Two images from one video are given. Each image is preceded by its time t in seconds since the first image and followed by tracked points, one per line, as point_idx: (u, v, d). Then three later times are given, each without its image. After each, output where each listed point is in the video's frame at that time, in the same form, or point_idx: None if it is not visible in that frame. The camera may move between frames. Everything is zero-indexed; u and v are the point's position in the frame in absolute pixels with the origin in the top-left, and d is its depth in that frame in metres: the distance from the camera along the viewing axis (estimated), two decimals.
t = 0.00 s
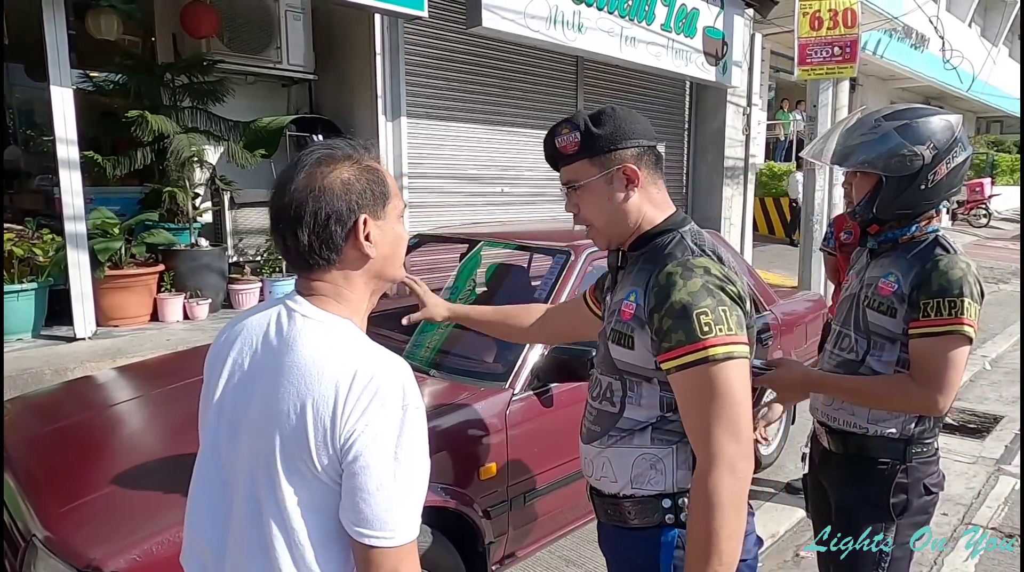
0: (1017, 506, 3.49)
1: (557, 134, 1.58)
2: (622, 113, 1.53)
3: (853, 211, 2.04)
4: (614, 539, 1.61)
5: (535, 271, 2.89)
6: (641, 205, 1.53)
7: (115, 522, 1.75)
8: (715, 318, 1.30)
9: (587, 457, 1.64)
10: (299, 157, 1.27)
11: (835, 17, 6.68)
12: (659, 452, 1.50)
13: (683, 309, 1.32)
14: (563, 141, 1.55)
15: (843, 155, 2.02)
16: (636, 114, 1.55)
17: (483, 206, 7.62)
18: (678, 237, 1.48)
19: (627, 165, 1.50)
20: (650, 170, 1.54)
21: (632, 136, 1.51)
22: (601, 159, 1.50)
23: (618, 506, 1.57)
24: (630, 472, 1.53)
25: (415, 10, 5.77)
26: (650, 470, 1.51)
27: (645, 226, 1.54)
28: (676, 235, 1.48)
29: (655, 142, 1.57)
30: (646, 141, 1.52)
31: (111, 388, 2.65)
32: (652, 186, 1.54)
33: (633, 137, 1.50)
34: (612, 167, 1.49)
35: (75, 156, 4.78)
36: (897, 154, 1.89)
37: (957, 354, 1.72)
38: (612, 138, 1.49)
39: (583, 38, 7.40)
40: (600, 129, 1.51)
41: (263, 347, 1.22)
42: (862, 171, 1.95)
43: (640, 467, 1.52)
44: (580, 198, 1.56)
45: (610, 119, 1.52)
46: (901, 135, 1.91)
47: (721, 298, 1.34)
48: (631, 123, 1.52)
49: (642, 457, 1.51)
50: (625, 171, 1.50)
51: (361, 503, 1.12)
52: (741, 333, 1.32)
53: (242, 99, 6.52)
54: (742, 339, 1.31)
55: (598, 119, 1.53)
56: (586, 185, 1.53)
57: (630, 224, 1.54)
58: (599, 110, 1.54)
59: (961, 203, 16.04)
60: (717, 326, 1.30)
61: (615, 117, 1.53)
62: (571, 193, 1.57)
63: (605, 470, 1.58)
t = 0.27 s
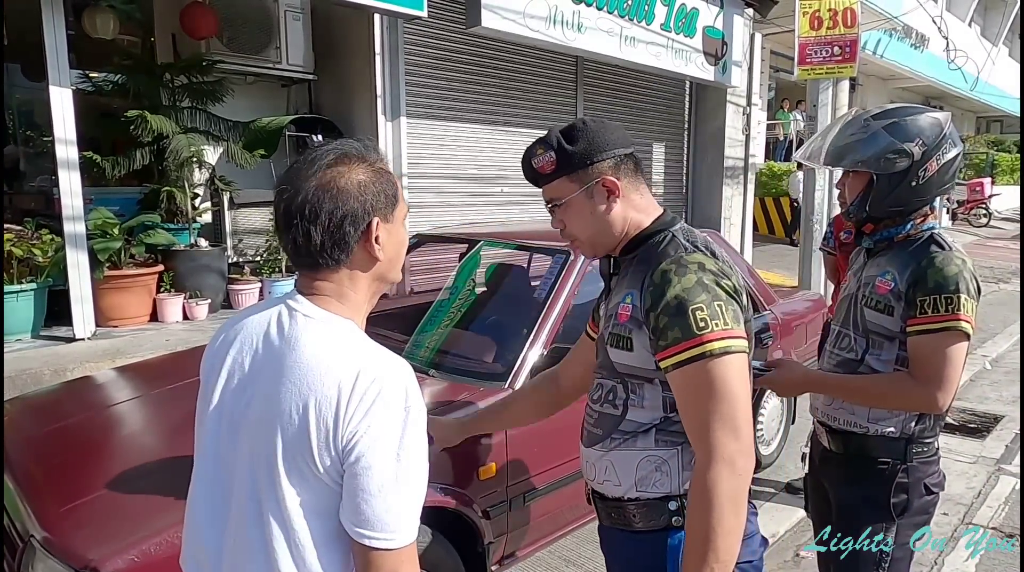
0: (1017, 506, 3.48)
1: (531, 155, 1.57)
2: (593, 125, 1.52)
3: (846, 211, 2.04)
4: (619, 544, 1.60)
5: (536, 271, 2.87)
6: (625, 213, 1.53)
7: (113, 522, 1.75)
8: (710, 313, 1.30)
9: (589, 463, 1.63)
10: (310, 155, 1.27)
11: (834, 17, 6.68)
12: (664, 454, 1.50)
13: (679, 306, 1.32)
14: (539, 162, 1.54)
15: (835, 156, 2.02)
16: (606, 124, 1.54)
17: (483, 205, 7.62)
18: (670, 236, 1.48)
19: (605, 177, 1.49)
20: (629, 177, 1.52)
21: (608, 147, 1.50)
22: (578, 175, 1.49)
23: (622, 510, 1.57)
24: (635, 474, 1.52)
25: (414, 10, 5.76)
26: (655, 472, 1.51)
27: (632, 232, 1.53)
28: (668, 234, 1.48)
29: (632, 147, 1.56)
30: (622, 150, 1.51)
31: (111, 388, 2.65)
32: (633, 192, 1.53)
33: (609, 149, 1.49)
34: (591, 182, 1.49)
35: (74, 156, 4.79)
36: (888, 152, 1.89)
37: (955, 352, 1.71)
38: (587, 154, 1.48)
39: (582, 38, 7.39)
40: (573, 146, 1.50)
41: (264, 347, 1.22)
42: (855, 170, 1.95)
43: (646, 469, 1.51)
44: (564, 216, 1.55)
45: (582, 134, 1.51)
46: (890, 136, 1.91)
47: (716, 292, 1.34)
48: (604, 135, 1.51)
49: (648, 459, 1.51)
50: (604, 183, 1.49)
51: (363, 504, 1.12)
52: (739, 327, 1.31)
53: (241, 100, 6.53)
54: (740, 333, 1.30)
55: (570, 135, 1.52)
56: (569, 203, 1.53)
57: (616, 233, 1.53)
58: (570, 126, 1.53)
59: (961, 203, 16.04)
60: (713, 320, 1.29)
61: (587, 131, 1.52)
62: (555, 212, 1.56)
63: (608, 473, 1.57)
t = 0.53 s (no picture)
0: (1017, 505, 3.48)
1: (537, 137, 1.56)
2: (603, 117, 1.54)
3: (844, 214, 2.00)
4: (627, 550, 1.59)
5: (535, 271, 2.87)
6: (624, 208, 1.52)
7: (111, 523, 1.74)
8: (719, 304, 1.31)
9: (592, 468, 1.63)
10: (310, 154, 1.26)
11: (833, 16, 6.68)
12: (674, 454, 1.50)
13: (687, 299, 1.32)
14: (544, 144, 1.54)
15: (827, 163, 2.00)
16: (615, 119, 1.56)
17: (483, 205, 7.61)
18: (666, 233, 1.48)
19: (609, 167, 1.49)
20: (632, 173, 1.53)
21: (614, 140, 1.51)
22: (582, 161, 1.49)
23: (630, 516, 1.56)
24: (644, 477, 1.52)
25: (413, 10, 5.76)
26: (664, 473, 1.51)
27: (628, 228, 1.53)
28: (664, 231, 1.48)
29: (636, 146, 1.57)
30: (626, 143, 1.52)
31: (109, 388, 2.65)
32: (634, 188, 1.54)
33: (613, 140, 1.50)
34: (595, 169, 1.48)
35: (72, 156, 4.79)
36: (879, 153, 1.88)
37: (954, 348, 1.71)
38: (593, 140, 1.49)
39: (582, 37, 7.39)
40: (582, 131, 1.50)
41: (260, 348, 1.21)
42: (847, 174, 1.93)
43: (657, 470, 1.51)
44: (561, 201, 1.53)
45: (591, 122, 1.51)
46: (881, 137, 1.91)
47: (723, 284, 1.35)
48: (611, 127, 1.52)
49: (660, 460, 1.50)
50: (608, 172, 1.49)
51: (362, 504, 1.12)
52: (745, 317, 1.32)
53: (241, 100, 6.53)
54: (747, 322, 1.31)
55: (579, 122, 1.52)
56: (567, 187, 1.51)
57: (612, 227, 1.53)
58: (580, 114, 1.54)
59: (961, 202, 16.04)
60: (722, 311, 1.30)
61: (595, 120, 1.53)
62: (552, 196, 1.55)
63: (616, 479, 1.56)
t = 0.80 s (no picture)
0: (1016, 505, 3.48)
1: (546, 126, 1.56)
2: (613, 111, 1.54)
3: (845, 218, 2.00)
4: (627, 552, 1.59)
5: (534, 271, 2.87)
6: (628, 204, 1.53)
7: (111, 523, 1.74)
8: (727, 304, 1.31)
9: (593, 472, 1.62)
10: (311, 157, 1.26)
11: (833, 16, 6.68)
12: (675, 456, 1.49)
13: (694, 299, 1.32)
14: (552, 133, 1.54)
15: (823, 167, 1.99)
16: (625, 115, 1.56)
17: (483, 205, 7.61)
18: (669, 232, 1.48)
19: (617, 161, 1.50)
20: (638, 170, 1.54)
21: (622, 135, 1.51)
22: (590, 153, 1.49)
23: (630, 518, 1.56)
24: (645, 479, 1.52)
25: (413, 10, 5.76)
26: (665, 475, 1.50)
27: (631, 225, 1.53)
28: (666, 231, 1.49)
29: (643, 143, 1.58)
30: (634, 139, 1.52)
31: (109, 388, 2.65)
32: (639, 185, 1.54)
33: (621, 134, 1.51)
34: (601, 162, 1.49)
35: (73, 156, 4.79)
36: (875, 154, 1.88)
37: (956, 346, 1.71)
38: (602, 133, 1.49)
39: (581, 37, 7.39)
40: (592, 123, 1.50)
41: (261, 349, 1.20)
42: (845, 180, 1.93)
43: (657, 472, 1.50)
44: (565, 193, 1.53)
45: (601, 115, 1.52)
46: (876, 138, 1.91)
47: (730, 284, 1.35)
48: (619, 121, 1.53)
49: (659, 462, 1.50)
50: (615, 167, 1.50)
51: (368, 504, 1.13)
52: (752, 317, 1.33)
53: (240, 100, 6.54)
54: (754, 322, 1.32)
55: (589, 114, 1.52)
56: (572, 179, 1.51)
57: (615, 222, 1.53)
58: (590, 107, 1.54)
59: (961, 201, 16.04)
60: (730, 311, 1.30)
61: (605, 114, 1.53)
62: (556, 186, 1.55)
63: (616, 481, 1.56)
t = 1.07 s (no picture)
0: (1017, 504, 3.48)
1: (554, 119, 1.57)
2: (624, 106, 1.54)
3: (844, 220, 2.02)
4: (625, 553, 1.59)
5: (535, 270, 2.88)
6: (634, 201, 1.53)
7: (111, 522, 1.75)
8: (728, 309, 1.31)
9: (591, 473, 1.62)
10: (304, 162, 1.27)
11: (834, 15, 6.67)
12: (672, 458, 1.49)
13: (696, 301, 1.32)
14: (561, 126, 1.55)
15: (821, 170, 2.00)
16: (636, 111, 1.56)
17: (483, 205, 7.61)
18: (674, 232, 1.48)
19: (624, 157, 1.49)
20: (646, 167, 1.53)
21: (631, 130, 1.51)
22: (597, 148, 1.49)
23: (627, 520, 1.56)
24: (642, 480, 1.52)
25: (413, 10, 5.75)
26: (663, 476, 1.50)
27: (636, 222, 1.53)
28: (671, 230, 1.48)
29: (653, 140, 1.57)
30: (643, 135, 1.52)
31: (110, 388, 2.65)
32: (646, 183, 1.54)
33: (631, 130, 1.51)
34: (609, 158, 1.49)
35: (74, 156, 4.79)
36: (870, 156, 1.89)
37: (956, 347, 1.71)
38: (610, 127, 1.49)
39: (582, 36, 7.39)
40: (601, 117, 1.50)
41: (272, 349, 1.20)
42: (843, 183, 1.94)
43: (654, 473, 1.50)
44: (571, 187, 1.54)
45: (611, 109, 1.52)
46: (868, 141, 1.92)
47: (731, 288, 1.35)
48: (629, 116, 1.53)
49: (656, 463, 1.50)
50: (622, 163, 1.50)
51: (390, 496, 1.16)
52: (754, 321, 1.32)
53: (241, 99, 6.57)
54: (756, 327, 1.32)
55: (599, 108, 1.52)
56: (579, 173, 1.52)
57: (620, 219, 1.53)
58: (601, 101, 1.54)
59: (962, 200, 16.03)
60: (732, 316, 1.30)
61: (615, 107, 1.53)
62: (563, 180, 1.55)
63: (613, 482, 1.57)
